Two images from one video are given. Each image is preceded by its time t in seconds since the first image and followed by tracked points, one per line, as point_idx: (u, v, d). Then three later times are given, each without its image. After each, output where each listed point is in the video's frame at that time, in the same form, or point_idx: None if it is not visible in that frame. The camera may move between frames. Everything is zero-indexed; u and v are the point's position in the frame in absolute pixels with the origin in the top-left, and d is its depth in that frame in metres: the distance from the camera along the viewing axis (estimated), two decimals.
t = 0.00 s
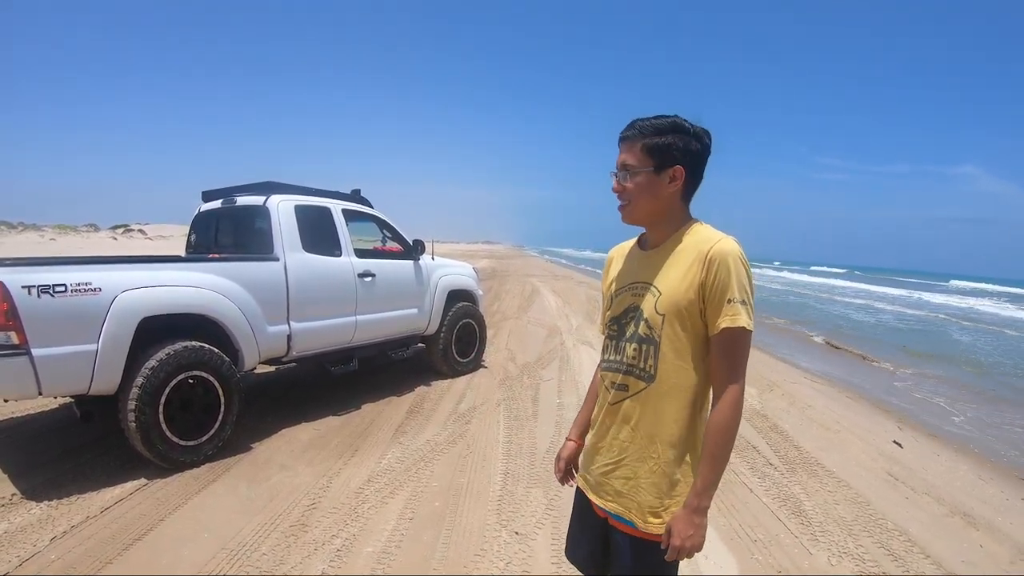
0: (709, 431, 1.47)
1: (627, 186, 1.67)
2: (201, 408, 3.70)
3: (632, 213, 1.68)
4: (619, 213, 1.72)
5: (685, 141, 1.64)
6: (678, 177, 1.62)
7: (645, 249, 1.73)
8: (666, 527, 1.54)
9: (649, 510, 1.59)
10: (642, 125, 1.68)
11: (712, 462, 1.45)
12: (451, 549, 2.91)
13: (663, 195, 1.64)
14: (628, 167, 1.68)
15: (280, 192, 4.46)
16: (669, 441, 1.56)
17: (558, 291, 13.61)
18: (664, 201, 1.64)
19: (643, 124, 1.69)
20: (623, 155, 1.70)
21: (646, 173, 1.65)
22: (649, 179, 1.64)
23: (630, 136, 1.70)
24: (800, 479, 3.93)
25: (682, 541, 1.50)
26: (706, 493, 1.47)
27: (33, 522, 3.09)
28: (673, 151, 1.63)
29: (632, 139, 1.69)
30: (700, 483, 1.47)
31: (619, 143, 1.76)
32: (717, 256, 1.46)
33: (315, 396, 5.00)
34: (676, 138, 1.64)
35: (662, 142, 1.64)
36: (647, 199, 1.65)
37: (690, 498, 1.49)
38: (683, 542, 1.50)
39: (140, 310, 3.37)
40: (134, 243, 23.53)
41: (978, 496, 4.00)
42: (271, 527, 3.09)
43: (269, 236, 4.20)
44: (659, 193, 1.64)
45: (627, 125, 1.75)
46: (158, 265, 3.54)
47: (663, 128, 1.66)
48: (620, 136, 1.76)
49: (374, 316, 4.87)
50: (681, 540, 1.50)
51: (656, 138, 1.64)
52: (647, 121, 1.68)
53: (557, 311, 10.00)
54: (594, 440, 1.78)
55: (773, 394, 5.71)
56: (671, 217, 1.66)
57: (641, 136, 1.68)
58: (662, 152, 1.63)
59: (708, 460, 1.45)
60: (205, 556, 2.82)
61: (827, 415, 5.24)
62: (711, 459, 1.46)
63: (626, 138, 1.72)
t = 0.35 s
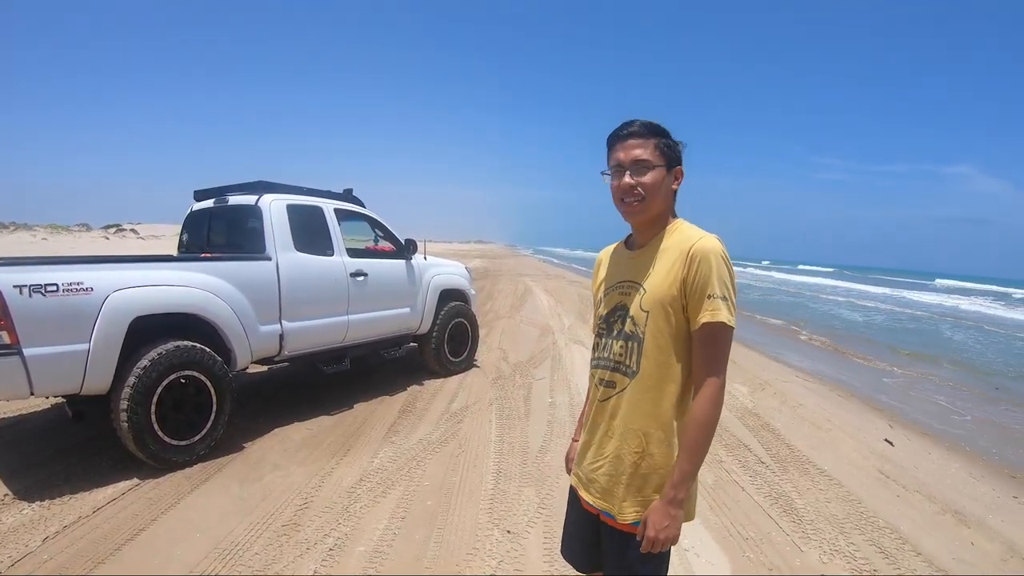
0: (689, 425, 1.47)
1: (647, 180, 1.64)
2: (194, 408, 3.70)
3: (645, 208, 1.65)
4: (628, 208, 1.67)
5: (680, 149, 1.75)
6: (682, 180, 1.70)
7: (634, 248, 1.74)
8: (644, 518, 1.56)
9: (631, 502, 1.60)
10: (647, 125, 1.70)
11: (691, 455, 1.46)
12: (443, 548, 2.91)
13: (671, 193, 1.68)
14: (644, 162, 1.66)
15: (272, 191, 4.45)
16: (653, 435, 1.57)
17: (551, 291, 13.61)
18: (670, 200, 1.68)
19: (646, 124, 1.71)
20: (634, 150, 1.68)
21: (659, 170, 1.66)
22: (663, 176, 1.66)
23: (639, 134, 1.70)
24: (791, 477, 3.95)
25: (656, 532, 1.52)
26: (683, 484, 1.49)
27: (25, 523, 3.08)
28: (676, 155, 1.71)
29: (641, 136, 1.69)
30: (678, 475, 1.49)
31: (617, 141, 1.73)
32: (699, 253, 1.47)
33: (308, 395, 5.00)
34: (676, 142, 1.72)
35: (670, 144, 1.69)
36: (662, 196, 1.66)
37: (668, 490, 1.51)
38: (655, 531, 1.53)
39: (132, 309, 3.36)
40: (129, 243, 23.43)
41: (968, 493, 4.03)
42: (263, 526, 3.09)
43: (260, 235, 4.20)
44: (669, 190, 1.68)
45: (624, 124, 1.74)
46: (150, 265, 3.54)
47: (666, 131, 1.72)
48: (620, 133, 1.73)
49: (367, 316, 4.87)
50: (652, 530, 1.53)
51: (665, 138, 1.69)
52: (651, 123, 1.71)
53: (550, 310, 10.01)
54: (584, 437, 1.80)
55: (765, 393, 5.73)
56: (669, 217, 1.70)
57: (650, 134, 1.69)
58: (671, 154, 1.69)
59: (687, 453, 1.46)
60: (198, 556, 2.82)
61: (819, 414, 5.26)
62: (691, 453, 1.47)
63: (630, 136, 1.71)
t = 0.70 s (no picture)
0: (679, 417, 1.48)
1: (626, 182, 1.65)
2: (182, 409, 3.69)
3: (624, 210, 1.66)
4: (606, 210, 1.67)
5: (656, 153, 1.78)
6: (659, 183, 1.73)
7: (611, 249, 1.75)
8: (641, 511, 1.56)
9: (620, 495, 1.60)
10: (625, 129, 1.72)
11: (683, 446, 1.47)
12: (431, 548, 2.91)
13: (648, 196, 1.70)
14: (623, 165, 1.67)
15: (259, 191, 4.44)
16: (639, 429, 1.58)
17: (542, 291, 13.62)
18: (648, 202, 1.70)
19: (624, 128, 1.73)
20: (613, 153, 1.69)
21: (637, 173, 1.68)
22: (641, 180, 1.68)
23: (617, 137, 1.71)
24: (779, 475, 3.96)
25: (656, 523, 1.52)
26: (678, 475, 1.49)
27: (13, 525, 3.07)
28: (653, 158, 1.74)
29: (620, 139, 1.70)
30: (673, 466, 1.49)
31: (594, 145, 1.74)
32: (680, 250, 1.48)
33: (297, 396, 4.98)
34: (652, 147, 1.75)
35: (647, 148, 1.72)
36: (640, 199, 1.67)
37: (665, 482, 1.51)
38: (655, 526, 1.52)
39: (119, 310, 3.35)
40: (121, 243, 23.29)
41: (955, 490, 4.06)
42: (252, 527, 3.08)
43: (248, 236, 4.19)
44: (646, 193, 1.70)
45: (602, 128, 1.76)
46: (138, 266, 3.52)
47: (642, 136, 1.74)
48: (598, 137, 1.74)
49: (356, 316, 4.86)
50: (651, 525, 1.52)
51: (642, 143, 1.71)
52: (628, 127, 1.73)
53: (541, 310, 10.02)
54: (568, 435, 1.79)
55: (754, 392, 5.75)
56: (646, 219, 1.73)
57: (628, 138, 1.71)
58: (648, 157, 1.71)
59: (679, 444, 1.47)
60: (186, 557, 2.81)
61: (807, 412, 5.29)
62: (683, 444, 1.47)
63: (608, 139, 1.72)
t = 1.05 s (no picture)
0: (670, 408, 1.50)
1: (609, 180, 1.66)
2: (175, 409, 3.68)
3: (607, 207, 1.67)
4: (589, 207, 1.68)
5: (639, 155, 1.79)
6: (641, 183, 1.74)
7: (593, 246, 1.76)
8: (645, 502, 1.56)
9: (611, 487, 1.59)
10: (610, 129, 1.73)
11: (677, 436, 1.49)
12: (424, 548, 2.91)
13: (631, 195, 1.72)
14: (607, 164, 1.68)
15: (251, 191, 4.43)
16: (629, 422, 1.59)
17: (534, 290, 13.61)
18: (630, 201, 1.72)
19: (609, 128, 1.74)
20: (597, 152, 1.70)
21: (620, 172, 1.69)
22: (624, 178, 1.69)
23: (601, 136, 1.72)
24: (772, 473, 3.98)
25: (660, 514, 1.53)
26: (677, 465, 1.50)
27: (5, 527, 3.05)
28: (636, 159, 1.75)
29: (604, 138, 1.72)
30: (671, 457, 1.50)
31: (580, 143, 1.75)
32: (663, 246, 1.51)
33: (289, 396, 4.97)
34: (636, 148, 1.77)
35: (631, 149, 1.73)
36: (622, 197, 1.68)
37: (665, 473, 1.52)
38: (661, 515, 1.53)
39: (111, 311, 3.34)
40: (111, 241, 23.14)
41: (948, 487, 4.09)
42: (245, 528, 3.07)
43: (240, 235, 4.17)
44: (629, 192, 1.71)
45: (587, 127, 1.77)
46: (129, 266, 3.51)
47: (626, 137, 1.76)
48: (583, 135, 1.75)
49: (348, 316, 4.86)
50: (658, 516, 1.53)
51: (626, 143, 1.73)
52: (613, 127, 1.74)
53: (534, 309, 10.02)
54: (557, 430, 1.79)
55: (746, 390, 5.77)
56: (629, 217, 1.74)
57: (613, 137, 1.72)
58: (632, 158, 1.73)
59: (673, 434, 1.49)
60: (179, 558, 2.80)
61: (800, 410, 5.30)
62: (676, 433, 1.49)
63: (593, 138, 1.73)
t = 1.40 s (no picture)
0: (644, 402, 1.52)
1: (593, 174, 1.66)
2: (170, 405, 3.67)
3: (589, 200, 1.67)
4: (571, 197, 1.68)
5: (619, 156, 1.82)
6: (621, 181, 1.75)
7: (572, 241, 1.75)
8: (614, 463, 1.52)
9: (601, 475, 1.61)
10: (593, 126, 1.75)
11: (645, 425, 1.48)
12: (420, 543, 2.91)
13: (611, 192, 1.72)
14: (590, 158, 1.69)
15: (245, 185, 4.41)
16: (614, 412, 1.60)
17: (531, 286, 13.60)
18: (610, 197, 1.72)
19: (591, 126, 1.76)
20: (580, 146, 1.70)
21: (602, 169, 1.70)
22: (605, 174, 1.70)
23: (584, 132, 1.73)
24: (769, 469, 3.98)
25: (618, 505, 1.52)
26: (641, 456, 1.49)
27: None
28: (616, 158, 1.77)
29: (588, 134, 1.72)
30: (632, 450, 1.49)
31: (563, 137, 1.75)
32: (647, 243, 1.52)
33: (285, 392, 4.95)
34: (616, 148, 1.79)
35: (613, 147, 1.75)
36: (604, 192, 1.69)
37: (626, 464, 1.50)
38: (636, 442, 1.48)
39: (106, 306, 3.32)
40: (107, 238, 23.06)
41: (943, 482, 4.09)
42: (241, 524, 3.06)
43: (234, 230, 4.16)
44: (609, 189, 1.72)
45: (569, 124, 1.77)
46: (124, 261, 3.49)
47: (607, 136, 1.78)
48: (566, 130, 1.76)
49: (344, 311, 4.84)
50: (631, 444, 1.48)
51: (608, 141, 1.74)
52: (595, 126, 1.76)
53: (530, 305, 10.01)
54: (542, 423, 1.79)
55: (743, 385, 5.77)
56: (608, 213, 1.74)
57: (596, 134, 1.73)
58: (613, 156, 1.74)
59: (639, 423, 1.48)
60: (174, 555, 2.79)
61: (796, 405, 5.30)
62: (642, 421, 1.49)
63: (577, 133, 1.73)
